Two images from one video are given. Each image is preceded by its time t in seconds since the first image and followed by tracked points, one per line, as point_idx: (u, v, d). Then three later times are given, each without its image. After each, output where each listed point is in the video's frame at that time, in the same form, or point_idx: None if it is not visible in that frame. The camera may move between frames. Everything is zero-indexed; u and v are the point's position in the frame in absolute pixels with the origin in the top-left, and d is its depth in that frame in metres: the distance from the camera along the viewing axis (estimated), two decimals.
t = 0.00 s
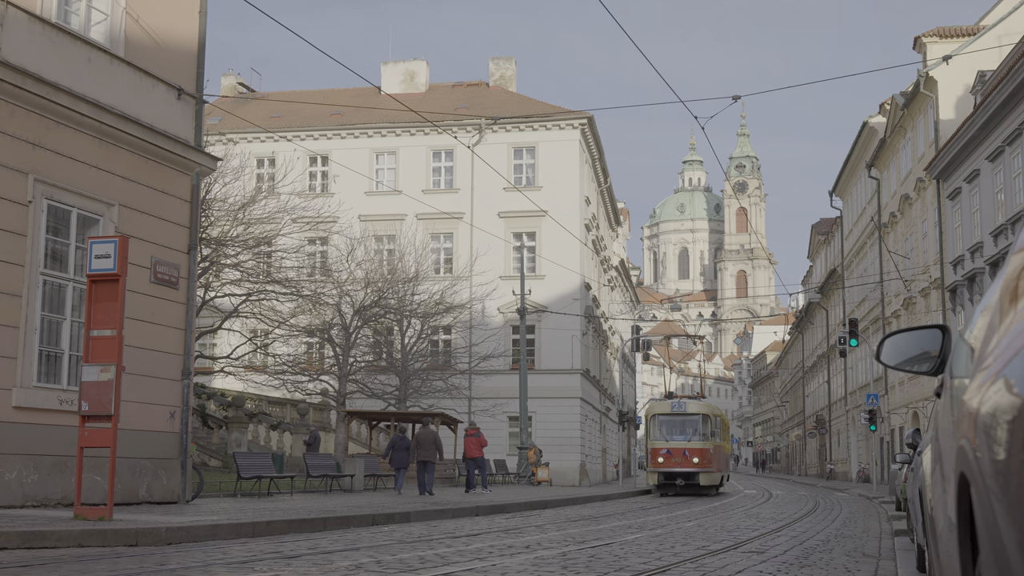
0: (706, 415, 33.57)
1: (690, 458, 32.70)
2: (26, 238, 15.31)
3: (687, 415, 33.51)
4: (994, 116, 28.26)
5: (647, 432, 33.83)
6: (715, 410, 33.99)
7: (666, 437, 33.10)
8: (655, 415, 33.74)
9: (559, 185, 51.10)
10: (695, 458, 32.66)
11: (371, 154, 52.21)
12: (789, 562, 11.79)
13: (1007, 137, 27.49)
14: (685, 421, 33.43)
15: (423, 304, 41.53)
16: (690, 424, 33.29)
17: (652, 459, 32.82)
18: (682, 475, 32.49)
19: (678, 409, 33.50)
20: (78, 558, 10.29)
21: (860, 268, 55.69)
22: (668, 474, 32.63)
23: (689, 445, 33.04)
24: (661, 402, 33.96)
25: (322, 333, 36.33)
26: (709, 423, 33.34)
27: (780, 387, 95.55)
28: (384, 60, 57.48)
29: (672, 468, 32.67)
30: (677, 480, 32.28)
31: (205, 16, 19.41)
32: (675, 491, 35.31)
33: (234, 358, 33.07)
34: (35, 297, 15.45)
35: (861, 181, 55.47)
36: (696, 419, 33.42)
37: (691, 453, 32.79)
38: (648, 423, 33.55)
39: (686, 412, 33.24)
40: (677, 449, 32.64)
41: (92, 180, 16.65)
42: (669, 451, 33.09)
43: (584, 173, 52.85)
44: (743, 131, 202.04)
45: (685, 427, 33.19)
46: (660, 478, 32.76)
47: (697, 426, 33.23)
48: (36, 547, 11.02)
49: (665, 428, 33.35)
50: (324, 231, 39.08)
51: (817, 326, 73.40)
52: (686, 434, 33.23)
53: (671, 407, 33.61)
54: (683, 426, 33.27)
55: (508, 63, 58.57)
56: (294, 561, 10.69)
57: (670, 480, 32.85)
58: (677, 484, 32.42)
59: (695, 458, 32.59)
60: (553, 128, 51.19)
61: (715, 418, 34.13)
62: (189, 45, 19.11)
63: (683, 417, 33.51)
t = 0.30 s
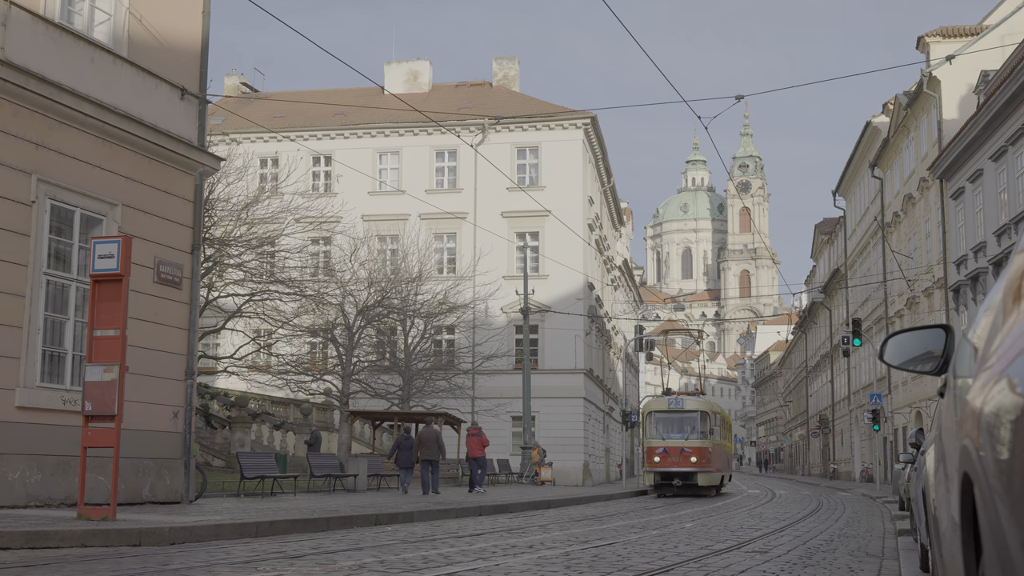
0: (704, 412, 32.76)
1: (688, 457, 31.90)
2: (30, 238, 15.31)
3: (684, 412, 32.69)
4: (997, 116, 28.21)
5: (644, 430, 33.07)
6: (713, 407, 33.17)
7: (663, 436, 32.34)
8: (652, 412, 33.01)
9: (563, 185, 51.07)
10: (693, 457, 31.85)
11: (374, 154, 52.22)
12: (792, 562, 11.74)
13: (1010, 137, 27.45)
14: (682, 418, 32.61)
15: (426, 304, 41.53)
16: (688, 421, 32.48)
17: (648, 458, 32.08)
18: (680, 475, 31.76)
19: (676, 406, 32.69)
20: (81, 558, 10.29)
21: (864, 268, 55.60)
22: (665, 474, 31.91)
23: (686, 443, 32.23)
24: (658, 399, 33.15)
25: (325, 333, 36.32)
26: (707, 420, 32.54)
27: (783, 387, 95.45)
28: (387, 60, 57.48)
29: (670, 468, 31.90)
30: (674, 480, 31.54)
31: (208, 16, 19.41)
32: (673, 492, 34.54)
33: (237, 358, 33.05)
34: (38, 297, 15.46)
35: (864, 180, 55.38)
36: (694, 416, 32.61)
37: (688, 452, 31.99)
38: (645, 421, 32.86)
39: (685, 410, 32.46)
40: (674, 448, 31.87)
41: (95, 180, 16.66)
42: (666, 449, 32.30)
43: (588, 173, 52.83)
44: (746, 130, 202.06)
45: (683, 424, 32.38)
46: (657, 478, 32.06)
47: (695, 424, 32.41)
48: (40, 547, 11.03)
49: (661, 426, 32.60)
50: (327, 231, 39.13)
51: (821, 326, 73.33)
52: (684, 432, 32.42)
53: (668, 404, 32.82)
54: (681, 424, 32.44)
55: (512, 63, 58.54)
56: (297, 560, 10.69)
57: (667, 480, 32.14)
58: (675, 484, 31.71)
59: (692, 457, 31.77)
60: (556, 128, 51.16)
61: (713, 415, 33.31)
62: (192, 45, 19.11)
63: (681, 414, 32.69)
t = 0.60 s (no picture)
0: (702, 410, 31.58)
1: (683, 457, 30.70)
2: (32, 238, 15.32)
3: (681, 409, 31.53)
4: (999, 117, 28.21)
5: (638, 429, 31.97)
6: (710, 405, 31.99)
7: (658, 434, 31.21)
8: (647, 410, 31.91)
9: (565, 185, 51.08)
10: (689, 458, 30.64)
11: (377, 154, 52.26)
12: (794, 562, 11.76)
13: (1012, 137, 27.45)
14: (679, 416, 31.45)
15: (429, 304, 41.55)
16: (684, 420, 31.29)
17: (643, 459, 30.98)
18: (675, 476, 30.59)
19: (671, 404, 31.54)
20: (84, 559, 10.31)
21: (866, 268, 55.56)
22: (659, 475, 30.73)
23: (682, 442, 30.98)
24: (653, 396, 32.06)
25: (328, 334, 36.34)
26: (705, 418, 31.35)
27: (786, 387, 95.38)
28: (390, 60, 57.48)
29: (665, 468, 30.68)
30: (668, 481, 30.36)
31: (211, 16, 19.43)
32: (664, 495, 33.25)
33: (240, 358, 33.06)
34: (41, 298, 15.47)
35: (866, 180, 55.38)
36: (691, 415, 31.44)
37: (684, 451, 30.79)
38: (639, 419, 31.78)
39: (680, 408, 31.25)
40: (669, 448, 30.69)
41: (97, 180, 16.67)
42: (661, 449, 31.14)
43: (590, 173, 52.84)
44: (748, 130, 202.03)
45: (679, 423, 31.16)
46: (651, 479, 30.89)
47: (691, 423, 31.24)
48: (43, 548, 11.04)
49: (656, 424, 31.48)
50: (329, 232, 39.16)
51: (823, 326, 73.35)
52: (680, 432, 31.19)
53: (663, 401, 31.71)
54: (677, 422, 31.27)
55: (514, 63, 58.58)
56: (300, 561, 10.71)
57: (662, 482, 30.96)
58: (670, 484, 30.54)
59: (688, 458, 30.56)
60: (559, 128, 51.17)
61: (711, 413, 32.12)
62: (194, 45, 19.12)
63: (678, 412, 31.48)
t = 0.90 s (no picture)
0: (697, 407, 30.40)
1: (679, 457, 29.59)
2: (34, 239, 15.32)
3: (676, 407, 30.39)
4: (1001, 116, 28.15)
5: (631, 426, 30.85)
6: (707, 403, 30.78)
7: (652, 432, 30.10)
8: (640, 407, 30.75)
9: (568, 185, 51.06)
10: (685, 457, 29.54)
11: (379, 154, 52.30)
12: (797, 562, 11.75)
13: (1014, 137, 27.40)
14: (674, 414, 30.33)
15: (431, 304, 41.55)
16: (680, 417, 30.14)
17: (636, 458, 29.86)
18: (670, 476, 29.51)
19: (666, 401, 30.40)
20: (86, 559, 10.33)
21: (868, 267, 55.52)
22: (654, 475, 29.66)
23: (677, 441, 29.82)
24: (647, 393, 30.94)
25: (330, 334, 36.32)
26: (700, 416, 30.17)
27: (788, 387, 95.35)
28: (392, 60, 57.52)
29: (659, 468, 29.59)
30: (663, 482, 29.28)
31: (212, 16, 19.41)
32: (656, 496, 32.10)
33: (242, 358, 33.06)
34: (43, 298, 15.48)
35: (868, 180, 55.37)
36: (686, 412, 30.29)
37: (679, 451, 29.66)
38: (633, 416, 30.63)
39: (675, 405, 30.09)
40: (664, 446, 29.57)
41: (99, 180, 16.68)
42: (655, 448, 30.03)
43: (592, 173, 52.81)
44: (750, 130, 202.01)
45: (674, 420, 30.00)
46: (645, 480, 29.83)
47: (686, 420, 30.09)
48: (45, 548, 11.04)
49: (650, 422, 30.35)
50: (331, 231, 39.18)
51: (825, 326, 73.33)
52: (674, 430, 30.03)
53: (657, 398, 30.58)
54: (672, 420, 30.18)
55: (516, 63, 58.59)
56: (302, 561, 10.71)
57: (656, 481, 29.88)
58: (665, 485, 29.47)
59: (684, 457, 29.45)
60: (561, 128, 51.15)
61: (708, 411, 30.91)
62: (196, 45, 19.12)
63: (672, 409, 30.33)
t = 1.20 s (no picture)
0: (693, 405, 29.47)
1: (673, 456, 28.60)
2: (35, 239, 15.31)
3: (670, 404, 29.47)
4: (1003, 115, 28.14)
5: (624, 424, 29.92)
6: (703, 399, 29.83)
7: (644, 430, 29.16)
8: (632, 405, 29.81)
9: (569, 185, 51.04)
10: (679, 456, 28.54)
11: (381, 154, 52.31)
12: (798, 562, 11.71)
13: (1016, 136, 27.39)
14: (668, 411, 29.41)
15: (432, 304, 41.55)
16: (674, 414, 29.20)
17: (628, 458, 28.92)
18: (663, 476, 28.56)
19: (659, 398, 29.47)
20: (88, 559, 10.33)
21: (869, 267, 55.47)
22: (646, 475, 28.71)
23: (671, 439, 28.91)
24: (640, 390, 30.04)
25: (332, 334, 36.30)
26: (695, 414, 29.22)
27: (790, 387, 95.27)
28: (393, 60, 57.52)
29: (652, 468, 28.68)
30: (656, 482, 28.37)
31: (213, 16, 19.41)
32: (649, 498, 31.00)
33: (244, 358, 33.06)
34: (44, 298, 15.48)
35: (869, 180, 55.32)
36: (680, 409, 29.34)
37: (673, 450, 28.74)
38: (624, 415, 29.66)
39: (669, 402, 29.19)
40: (656, 446, 28.64)
41: (101, 180, 16.68)
42: (648, 446, 29.09)
43: (594, 173, 52.78)
44: (752, 130, 201.94)
45: (668, 418, 29.07)
46: (638, 480, 28.88)
47: (681, 418, 29.16)
48: (46, 548, 11.04)
49: (642, 420, 29.41)
50: (332, 231, 39.17)
51: (827, 325, 73.35)
52: (669, 427, 29.14)
53: (650, 394, 29.64)
54: (665, 418, 29.23)
55: (517, 63, 58.57)
56: (303, 560, 10.70)
57: (649, 482, 28.92)
58: (658, 485, 28.52)
59: (677, 456, 28.48)
60: (562, 128, 51.12)
61: (704, 407, 29.99)
62: (198, 45, 19.11)
63: (666, 406, 29.42)
